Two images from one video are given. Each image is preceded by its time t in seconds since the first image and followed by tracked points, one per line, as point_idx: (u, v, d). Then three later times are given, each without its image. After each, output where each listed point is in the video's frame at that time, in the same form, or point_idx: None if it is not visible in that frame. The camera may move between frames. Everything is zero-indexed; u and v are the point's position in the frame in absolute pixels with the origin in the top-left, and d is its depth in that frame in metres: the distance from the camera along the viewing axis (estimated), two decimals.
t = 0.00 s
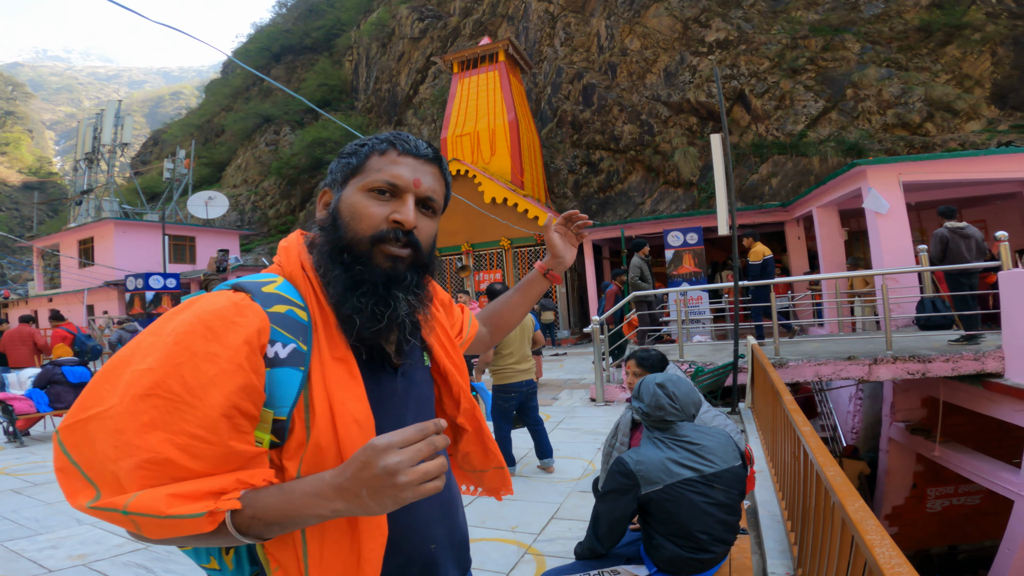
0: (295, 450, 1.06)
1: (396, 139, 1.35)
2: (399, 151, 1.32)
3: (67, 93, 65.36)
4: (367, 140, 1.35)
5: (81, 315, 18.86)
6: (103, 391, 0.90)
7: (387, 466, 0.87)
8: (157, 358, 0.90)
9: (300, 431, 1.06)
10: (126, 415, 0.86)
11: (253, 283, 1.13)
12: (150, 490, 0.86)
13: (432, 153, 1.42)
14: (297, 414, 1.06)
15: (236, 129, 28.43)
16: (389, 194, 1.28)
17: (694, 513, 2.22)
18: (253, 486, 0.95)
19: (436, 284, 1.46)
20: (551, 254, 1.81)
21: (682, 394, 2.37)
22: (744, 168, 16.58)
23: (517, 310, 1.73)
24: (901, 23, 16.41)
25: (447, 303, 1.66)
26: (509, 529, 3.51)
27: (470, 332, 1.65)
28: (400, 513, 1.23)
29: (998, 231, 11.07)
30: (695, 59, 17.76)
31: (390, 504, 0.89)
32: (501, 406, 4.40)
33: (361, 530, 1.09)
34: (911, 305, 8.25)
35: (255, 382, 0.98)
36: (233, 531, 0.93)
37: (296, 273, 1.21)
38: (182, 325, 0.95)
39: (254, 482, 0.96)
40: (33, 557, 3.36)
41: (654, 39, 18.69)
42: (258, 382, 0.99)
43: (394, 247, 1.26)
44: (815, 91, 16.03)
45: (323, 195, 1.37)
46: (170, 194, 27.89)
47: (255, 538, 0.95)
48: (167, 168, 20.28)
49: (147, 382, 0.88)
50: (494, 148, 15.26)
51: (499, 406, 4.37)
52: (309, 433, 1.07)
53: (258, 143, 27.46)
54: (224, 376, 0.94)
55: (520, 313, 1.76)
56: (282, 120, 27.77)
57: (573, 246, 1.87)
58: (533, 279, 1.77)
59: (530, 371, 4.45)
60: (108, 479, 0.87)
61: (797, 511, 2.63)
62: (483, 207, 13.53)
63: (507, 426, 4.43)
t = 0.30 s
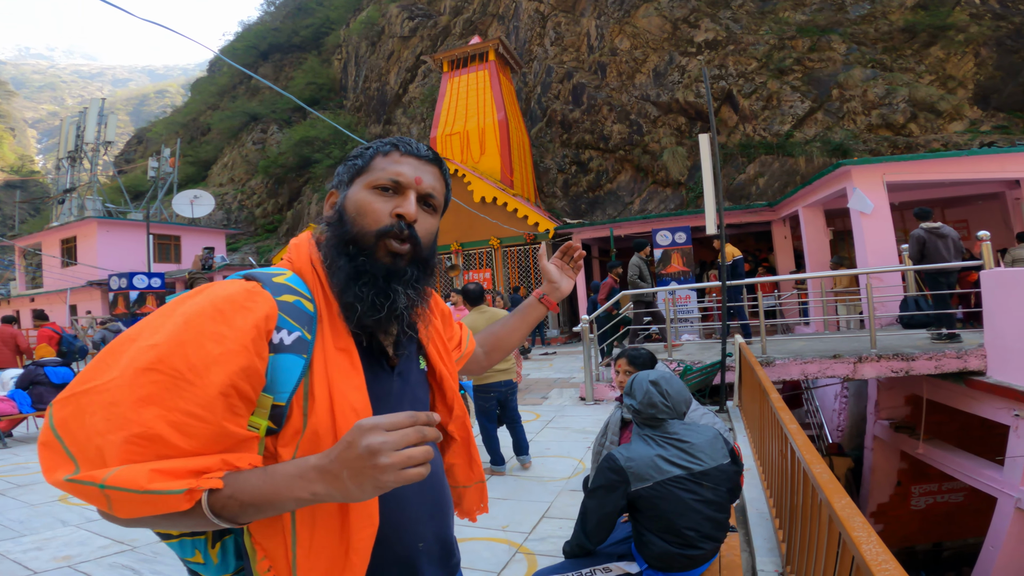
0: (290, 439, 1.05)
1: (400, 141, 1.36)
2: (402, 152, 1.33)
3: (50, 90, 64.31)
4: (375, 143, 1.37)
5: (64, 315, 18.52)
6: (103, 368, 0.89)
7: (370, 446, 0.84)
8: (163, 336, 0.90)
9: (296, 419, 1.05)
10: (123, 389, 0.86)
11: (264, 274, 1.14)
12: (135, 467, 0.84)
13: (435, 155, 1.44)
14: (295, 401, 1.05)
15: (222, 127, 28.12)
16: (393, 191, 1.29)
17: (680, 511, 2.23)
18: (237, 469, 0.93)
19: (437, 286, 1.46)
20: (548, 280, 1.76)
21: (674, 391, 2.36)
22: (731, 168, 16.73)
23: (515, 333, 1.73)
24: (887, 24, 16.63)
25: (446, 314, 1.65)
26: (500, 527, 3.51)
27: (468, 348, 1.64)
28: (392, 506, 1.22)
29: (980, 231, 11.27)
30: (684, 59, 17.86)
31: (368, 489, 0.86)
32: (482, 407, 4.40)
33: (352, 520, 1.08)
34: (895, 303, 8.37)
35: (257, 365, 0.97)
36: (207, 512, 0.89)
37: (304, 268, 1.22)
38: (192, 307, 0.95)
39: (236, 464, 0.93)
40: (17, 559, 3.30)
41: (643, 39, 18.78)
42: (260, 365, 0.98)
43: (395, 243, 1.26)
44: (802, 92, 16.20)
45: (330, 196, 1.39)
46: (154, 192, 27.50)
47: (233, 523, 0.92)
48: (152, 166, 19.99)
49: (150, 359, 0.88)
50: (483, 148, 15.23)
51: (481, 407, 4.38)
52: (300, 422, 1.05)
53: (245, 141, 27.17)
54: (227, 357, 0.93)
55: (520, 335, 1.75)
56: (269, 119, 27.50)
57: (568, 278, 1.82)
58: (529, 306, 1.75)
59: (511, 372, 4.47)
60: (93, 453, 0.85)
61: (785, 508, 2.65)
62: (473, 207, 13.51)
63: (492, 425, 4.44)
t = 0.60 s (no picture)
0: (273, 422, 1.03)
1: (412, 138, 1.39)
2: (413, 148, 1.35)
3: (29, 85, 62.93)
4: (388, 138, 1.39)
5: (43, 313, 18.17)
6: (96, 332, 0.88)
7: (348, 411, 0.84)
8: (160, 303, 0.89)
9: (281, 402, 1.03)
10: (112, 353, 0.84)
11: (271, 255, 1.14)
12: (115, 433, 0.82)
13: (446, 154, 1.46)
14: (283, 383, 1.03)
15: (207, 124, 27.74)
16: (401, 183, 1.30)
17: (662, 508, 2.24)
18: (215, 441, 0.91)
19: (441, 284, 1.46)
20: (541, 299, 1.78)
21: (659, 389, 2.37)
22: (718, 166, 16.83)
23: (504, 351, 1.73)
24: (871, 24, 16.86)
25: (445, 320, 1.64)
26: (489, 526, 3.50)
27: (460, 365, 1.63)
28: (364, 500, 1.20)
29: (960, 228, 11.46)
30: (673, 57, 17.96)
31: (347, 458, 0.85)
32: (467, 405, 4.38)
33: (325, 508, 1.07)
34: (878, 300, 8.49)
35: (251, 342, 0.96)
36: (179, 484, 0.87)
37: (310, 253, 1.21)
38: (193, 278, 0.95)
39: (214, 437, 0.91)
40: None
41: (632, 37, 18.82)
42: (254, 342, 0.97)
43: (403, 230, 1.26)
44: (788, 90, 16.37)
45: (340, 189, 1.40)
46: (137, 189, 27.04)
47: (204, 499, 0.90)
48: (134, 163, 19.65)
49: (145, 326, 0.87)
50: (472, 144, 15.18)
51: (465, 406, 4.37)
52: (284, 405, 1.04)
53: (229, 137, 26.78)
54: (222, 329, 0.92)
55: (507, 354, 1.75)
56: (254, 115, 27.18)
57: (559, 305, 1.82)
58: (520, 324, 1.75)
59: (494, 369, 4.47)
60: (68, 416, 0.83)
61: (773, 505, 2.67)
62: (461, 203, 13.45)
63: (479, 423, 4.44)
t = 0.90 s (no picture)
0: (255, 436, 1.02)
1: (386, 130, 1.35)
2: (387, 142, 1.33)
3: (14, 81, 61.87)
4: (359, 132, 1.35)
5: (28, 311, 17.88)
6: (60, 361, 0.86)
7: (340, 447, 0.83)
8: (127, 327, 0.87)
9: (262, 415, 1.02)
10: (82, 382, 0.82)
11: (231, 262, 1.08)
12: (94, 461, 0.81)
13: (419, 147, 1.42)
14: (261, 397, 1.02)
15: (195, 120, 27.44)
16: (373, 179, 1.29)
17: (651, 507, 2.25)
18: (207, 467, 0.91)
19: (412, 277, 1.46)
20: (520, 334, 1.78)
21: (655, 387, 2.35)
22: (710, 164, 16.90)
23: (466, 374, 1.71)
24: (862, 23, 17.00)
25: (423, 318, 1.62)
26: (481, 525, 3.50)
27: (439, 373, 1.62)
28: (356, 504, 1.19)
29: (948, 227, 11.60)
30: (665, 55, 18.01)
31: (342, 490, 0.85)
32: (460, 403, 4.37)
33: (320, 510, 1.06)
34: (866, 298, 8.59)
35: (224, 360, 0.93)
36: (180, 511, 0.87)
37: (276, 258, 1.17)
38: (158, 296, 0.92)
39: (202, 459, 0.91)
40: None
41: (625, 34, 18.84)
42: (226, 360, 0.94)
43: (373, 231, 1.26)
44: (779, 89, 16.50)
45: (309, 181, 1.37)
46: (123, 185, 26.66)
47: (203, 521, 0.90)
48: (121, 158, 19.36)
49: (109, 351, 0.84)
50: (464, 141, 15.12)
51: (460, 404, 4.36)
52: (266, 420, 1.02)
53: (218, 133, 26.47)
54: (193, 350, 0.89)
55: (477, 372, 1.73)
56: (244, 111, 26.92)
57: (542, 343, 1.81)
58: (492, 351, 1.74)
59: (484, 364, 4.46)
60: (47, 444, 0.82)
61: (764, 504, 2.69)
62: (453, 200, 13.40)
63: (470, 420, 4.44)
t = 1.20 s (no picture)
0: (237, 430, 1.01)
1: (353, 129, 1.28)
2: (355, 142, 1.25)
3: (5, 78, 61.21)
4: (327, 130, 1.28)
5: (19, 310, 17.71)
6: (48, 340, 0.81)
7: (380, 377, 0.70)
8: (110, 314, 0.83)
9: (243, 411, 1.01)
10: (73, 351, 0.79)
11: (205, 263, 1.05)
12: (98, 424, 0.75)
13: (388, 145, 1.36)
14: (243, 393, 1.00)
15: (189, 118, 27.27)
16: (346, 182, 1.22)
17: (645, 507, 2.25)
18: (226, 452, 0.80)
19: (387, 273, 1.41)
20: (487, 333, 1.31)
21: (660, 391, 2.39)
22: (705, 163, 16.93)
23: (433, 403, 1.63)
24: (856, 23, 17.08)
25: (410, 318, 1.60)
26: (476, 524, 3.49)
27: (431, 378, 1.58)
28: (332, 495, 1.14)
29: (940, 227, 11.69)
30: (661, 55, 18.03)
31: (395, 431, 0.72)
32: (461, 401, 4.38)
33: (298, 504, 1.02)
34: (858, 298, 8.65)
35: (210, 354, 0.91)
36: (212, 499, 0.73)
37: (250, 257, 1.15)
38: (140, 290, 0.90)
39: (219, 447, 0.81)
40: None
41: (621, 34, 18.85)
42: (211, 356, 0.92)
43: (351, 235, 1.21)
44: (773, 89, 16.57)
45: (273, 183, 1.30)
46: (115, 183, 26.44)
47: (249, 515, 0.76)
48: (114, 156, 19.19)
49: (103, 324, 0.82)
50: (459, 140, 15.09)
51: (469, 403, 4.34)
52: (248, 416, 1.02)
53: (212, 132, 26.31)
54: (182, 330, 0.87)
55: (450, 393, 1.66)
56: (238, 109, 26.77)
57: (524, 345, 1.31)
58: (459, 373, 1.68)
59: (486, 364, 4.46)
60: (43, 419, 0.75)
61: (757, 503, 2.70)
62: (448, 198, 13.37)
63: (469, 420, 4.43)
